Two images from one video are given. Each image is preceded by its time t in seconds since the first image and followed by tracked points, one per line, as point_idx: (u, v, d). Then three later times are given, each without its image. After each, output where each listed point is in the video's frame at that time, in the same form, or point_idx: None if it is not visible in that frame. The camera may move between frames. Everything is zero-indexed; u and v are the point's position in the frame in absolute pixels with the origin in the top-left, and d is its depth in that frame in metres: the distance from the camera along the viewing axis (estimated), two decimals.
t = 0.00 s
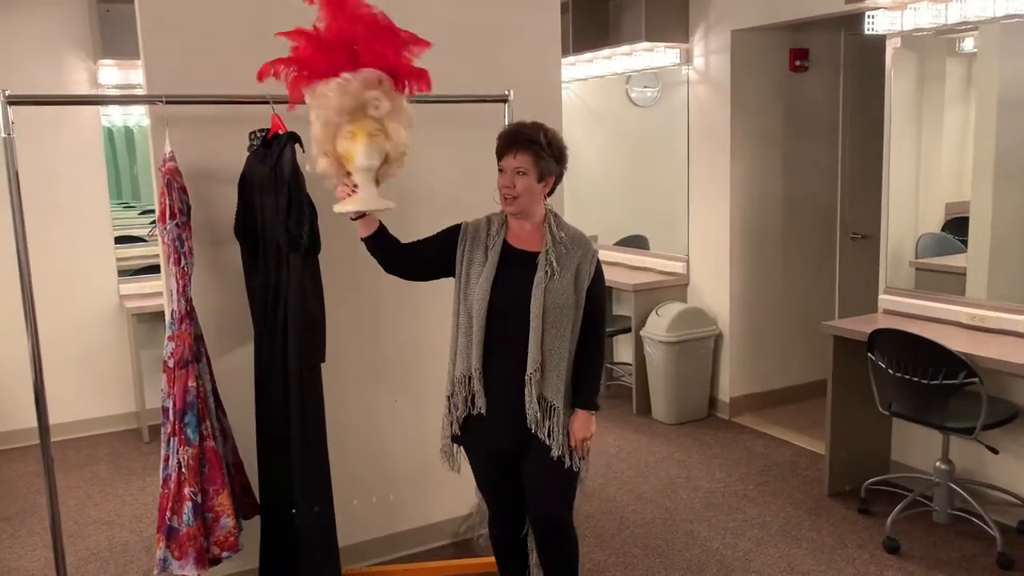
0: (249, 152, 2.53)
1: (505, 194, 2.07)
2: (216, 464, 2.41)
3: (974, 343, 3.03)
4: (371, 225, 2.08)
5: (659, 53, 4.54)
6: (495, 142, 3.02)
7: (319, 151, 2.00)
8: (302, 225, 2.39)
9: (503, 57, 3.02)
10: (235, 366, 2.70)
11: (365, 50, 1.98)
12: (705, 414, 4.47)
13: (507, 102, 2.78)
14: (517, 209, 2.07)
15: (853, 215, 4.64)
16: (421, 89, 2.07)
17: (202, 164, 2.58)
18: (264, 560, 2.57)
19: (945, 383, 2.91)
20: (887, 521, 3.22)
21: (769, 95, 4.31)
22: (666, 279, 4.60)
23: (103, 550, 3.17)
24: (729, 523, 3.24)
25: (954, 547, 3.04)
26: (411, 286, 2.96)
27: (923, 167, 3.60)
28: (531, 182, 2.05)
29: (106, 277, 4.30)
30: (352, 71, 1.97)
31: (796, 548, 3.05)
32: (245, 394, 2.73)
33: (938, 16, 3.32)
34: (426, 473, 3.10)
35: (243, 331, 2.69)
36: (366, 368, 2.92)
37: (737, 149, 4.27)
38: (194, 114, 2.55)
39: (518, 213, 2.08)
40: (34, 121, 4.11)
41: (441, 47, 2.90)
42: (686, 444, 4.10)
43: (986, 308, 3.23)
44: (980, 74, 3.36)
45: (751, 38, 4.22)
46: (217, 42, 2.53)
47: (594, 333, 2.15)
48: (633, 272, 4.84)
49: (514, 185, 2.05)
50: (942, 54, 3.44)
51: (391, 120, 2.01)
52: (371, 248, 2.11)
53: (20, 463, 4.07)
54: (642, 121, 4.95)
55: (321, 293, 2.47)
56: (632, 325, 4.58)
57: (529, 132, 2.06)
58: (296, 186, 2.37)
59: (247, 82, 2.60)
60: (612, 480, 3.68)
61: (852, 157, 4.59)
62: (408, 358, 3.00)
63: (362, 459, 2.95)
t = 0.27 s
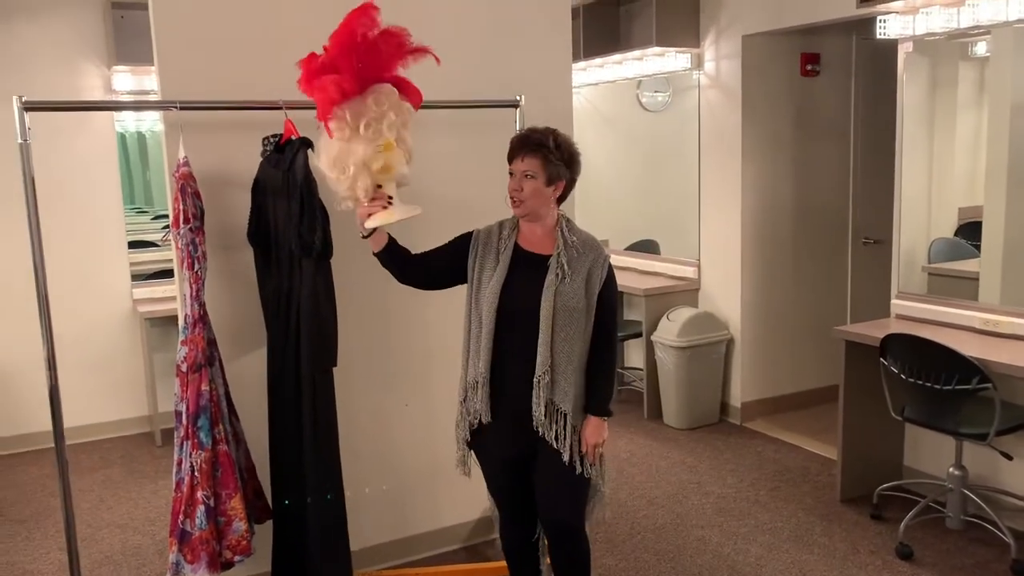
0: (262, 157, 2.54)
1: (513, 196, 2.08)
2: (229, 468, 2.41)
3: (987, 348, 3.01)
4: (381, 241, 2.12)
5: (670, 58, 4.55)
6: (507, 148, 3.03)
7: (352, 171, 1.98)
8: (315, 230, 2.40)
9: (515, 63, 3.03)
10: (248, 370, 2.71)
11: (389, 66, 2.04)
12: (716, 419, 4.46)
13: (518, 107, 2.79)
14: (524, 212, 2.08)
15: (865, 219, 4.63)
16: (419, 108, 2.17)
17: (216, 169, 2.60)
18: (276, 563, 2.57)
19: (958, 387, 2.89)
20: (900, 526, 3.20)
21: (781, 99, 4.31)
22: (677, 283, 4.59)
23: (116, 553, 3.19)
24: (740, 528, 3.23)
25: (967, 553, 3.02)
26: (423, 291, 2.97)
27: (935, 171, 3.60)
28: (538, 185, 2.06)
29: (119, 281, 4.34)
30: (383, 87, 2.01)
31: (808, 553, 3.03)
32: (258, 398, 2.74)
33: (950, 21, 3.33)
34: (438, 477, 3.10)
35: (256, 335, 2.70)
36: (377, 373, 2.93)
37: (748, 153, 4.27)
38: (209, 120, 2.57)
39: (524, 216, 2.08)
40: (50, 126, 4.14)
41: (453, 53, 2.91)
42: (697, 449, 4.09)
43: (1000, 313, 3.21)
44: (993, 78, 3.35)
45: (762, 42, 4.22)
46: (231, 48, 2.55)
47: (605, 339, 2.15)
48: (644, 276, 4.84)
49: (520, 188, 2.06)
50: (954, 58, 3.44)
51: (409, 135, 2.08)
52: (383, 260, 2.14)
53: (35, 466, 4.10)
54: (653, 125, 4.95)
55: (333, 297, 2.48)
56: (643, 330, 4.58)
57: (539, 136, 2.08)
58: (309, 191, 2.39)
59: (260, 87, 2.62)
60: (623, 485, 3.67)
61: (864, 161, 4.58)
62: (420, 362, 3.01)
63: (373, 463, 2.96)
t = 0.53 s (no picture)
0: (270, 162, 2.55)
1: (521, 200, 2.08)
2: (236, 472, 2.42)
3: (996, 354, 3.00)
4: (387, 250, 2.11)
5: (676, 64, 4.55)
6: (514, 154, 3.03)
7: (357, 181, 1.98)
8: (322, 234, 2.39)
9: (523, 69, 3.04)
10: (255, 375, 2.72)
11: (392, 77, 2.05)
12: (723, 425, 4.45)
13: (525, 113, 2.80)
14: (531, 216, 2.08)
15: (873, 226, 4.62)
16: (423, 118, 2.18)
17: (225, 175, 2.61)
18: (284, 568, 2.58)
19: (966, 394, 2.88)
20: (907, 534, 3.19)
21: (788, 105, 4.31)
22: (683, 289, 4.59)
23: (124, 558, 3.19)
24: (747, 535, 3.23)
25: (976, 560, 3.01)
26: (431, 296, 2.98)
27: (942, 178, 3.60)
28: (545, 189, 2.06)
29: (127, 286, 4.35)
30: (385, 98, 2.02)
31: (815, 559, 3.03)
32: (267, 403, 2.75)
33: (957, 27, 3.32)
34: (445, 483, 3.10)
35: (264, 341, 2.71)
36: (384, 378, 2.93)
37: (755, 159, 4.27)
38: (218, 126, 2.59)
39: (532, 220, 2.09)
40: (61, 132, 4.17)
41: (461, 59, 2.92)
42: (704, 455, 4.08)
43: (1009, 319, 3.19)
44: (1001, 83, 3.34)
45: (769, 48, 4.23)
46: (240, 55, 2.57)
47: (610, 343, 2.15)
48: (651, 282, 4.84)
49: (529, 192, 2.07)
50: (962, 64, 3.43)
51: (413, 146, 2.10)
52: (389, 268, 2.14)
53: (43, 471, 4.12)
54: (659, 131, 4.95)
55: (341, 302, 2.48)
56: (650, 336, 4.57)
57: (546, 141, 2.08)
58: (317, 196, 2.37)
59: (269, 94, 2.63)
60: (630, 491, 3.67)
61: (872, 167, 4.57)
62: (427, 367, 3.01)
63: (380, 469, 2.96)
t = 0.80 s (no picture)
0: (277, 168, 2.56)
1: (532, 208, 2.07)
2: (243, 477, 2.42)
3: (1002, 360, 2.99)
4: (392, 263, 2.13)
5: (681, 69, 4.56)
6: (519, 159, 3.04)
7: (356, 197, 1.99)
8: (327, 240, 2.42)
9: (528, 75, 3.05)
10: (260, 379, 2.72)
11: (396, 95, 2.06)
12: (729, 431, 4.44)
13: (530, 118, 2.80)
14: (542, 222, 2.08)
15: (879, 231, 4.61)
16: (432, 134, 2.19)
17: (231, 180, 2.62)
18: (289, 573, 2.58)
19: (972, 400, 2.87)
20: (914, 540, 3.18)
21: (793, 110, 4.31)
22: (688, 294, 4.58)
23: (129, 562, 3.20)
24: (753, 541, 3.22)
25: (983, 566, 2.99)
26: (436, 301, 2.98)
27: (948, 183, 3.59)
28: (552, 195, 2.07)
29: (132, 291, 4.36)
30: (387, 115, 2.02)
31: (821, 565, 3.02)
32: (273, 408, 2.75)
33: (963, 32, 3.29)
34: (450, 488, 3.10)
35: (270, 346, 2.72)
36: (388, 383, 2.93)
37: (760, 164, 4.27)
38: (225, 132, 2.60)
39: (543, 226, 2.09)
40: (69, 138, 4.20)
41: (466, 65, 2.93)
42: (710, 460, 4.08)
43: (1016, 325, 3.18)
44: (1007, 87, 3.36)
45: (773, 54, 4.23)
46: (246, 60, 2.58)
47: (613, 347, 2.15)
48: (656, 287, 4.84)
49: (541, 199, 2.06)
50: (967, 69, 3.44)
51: (417, 163, 2.09)
52: (394, 281, 2.15)
53: (49, 475, 4.13)
54: (664, 136, 4.96)
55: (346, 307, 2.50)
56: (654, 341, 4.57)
57: (551, 146, 2.08)
58: (322, 203, 2.41)
59: (276, 100, 2.64)
60: (635, 497, 3.66)
61: (877, 172, 4.57)
62: (432, 372, 3.02)
63: (384, 474, 2.96)
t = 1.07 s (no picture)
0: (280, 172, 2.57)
1: (539, 215, 2.07)
2: (247, 480, 2.42)
3: (1007, 364, 2.98)
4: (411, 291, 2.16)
5: (685, 73, 4.56)
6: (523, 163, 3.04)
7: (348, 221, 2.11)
8: (332, 243, 2.41)
9: (532, 79, 3.05)
10: (264, 383, 2.73)
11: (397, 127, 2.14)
12: (733, 435, 4.43)
13: (533, 122, 2.80)
14: (551, 228, 2.09)
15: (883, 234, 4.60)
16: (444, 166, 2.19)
17: (236, 184, 2.63)
18: None
19: (977, 404, 2.86)
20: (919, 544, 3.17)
21: (797, 115, 4.32)
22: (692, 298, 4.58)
23: (133, 565, 3.20)
24: (757, 545, 3.21)
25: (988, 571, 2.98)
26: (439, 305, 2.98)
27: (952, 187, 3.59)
28: (553, 201, 2.07)
29: (137, 294, 4.38)
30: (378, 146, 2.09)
31: (826, 570, 3.01)
32: (277, 411, 2.76)
33: (967, 36, 3.34)
34: (453, 491, 3.10)
35: (274, 350, 2.72)
36: (391, 387, 2.94)
37: (763, 168, 4.27)
38: (230, 136, 2.60)
39: (551, 232, 2.09)
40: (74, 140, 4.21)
41: (470, 69, 2.94)
42: (714, 464, 4.07)
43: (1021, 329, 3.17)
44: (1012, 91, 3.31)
45: (777, 57, 4.23)
46: (251, 64, 2.59)
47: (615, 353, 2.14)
48: (660, 291, 4.84)
49: (550, 206, 2.06)
50: (971, 72, 3.44)
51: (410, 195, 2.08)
52: (412, 310, 2.18)
53: (54, 478, 4.14)
54: (668, 140, 4.95)
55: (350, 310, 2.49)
56: (658, 345, 4.57)
57: (551, 151, 2.07)
58: (327, 206, 2.40)
59: (280, 104, 2.64)
60: (639, 501, 3.66)
61: (882, 176, 4.56)
62: (435, 376, 3.02)
63: (387, 478, 2.96)
